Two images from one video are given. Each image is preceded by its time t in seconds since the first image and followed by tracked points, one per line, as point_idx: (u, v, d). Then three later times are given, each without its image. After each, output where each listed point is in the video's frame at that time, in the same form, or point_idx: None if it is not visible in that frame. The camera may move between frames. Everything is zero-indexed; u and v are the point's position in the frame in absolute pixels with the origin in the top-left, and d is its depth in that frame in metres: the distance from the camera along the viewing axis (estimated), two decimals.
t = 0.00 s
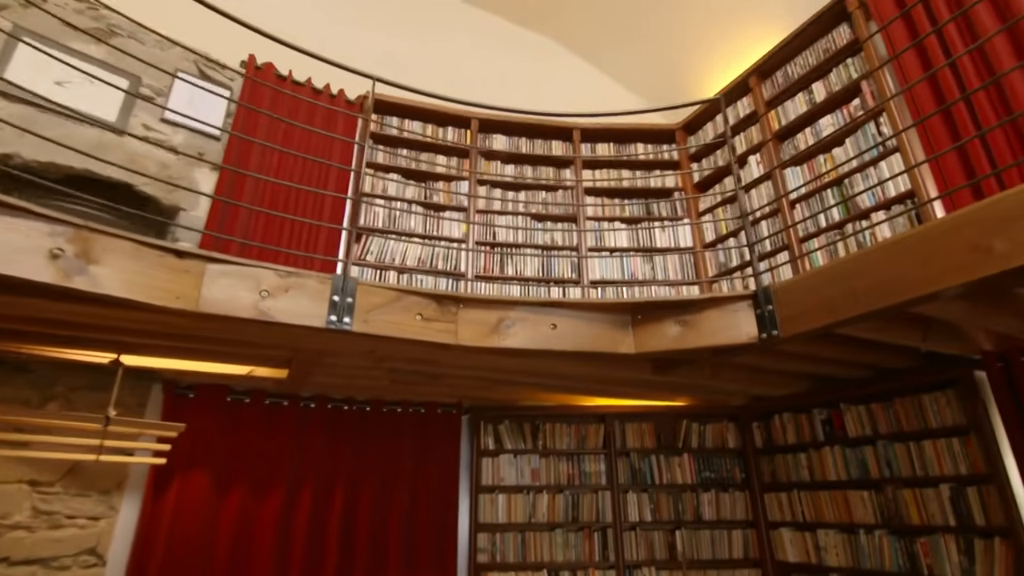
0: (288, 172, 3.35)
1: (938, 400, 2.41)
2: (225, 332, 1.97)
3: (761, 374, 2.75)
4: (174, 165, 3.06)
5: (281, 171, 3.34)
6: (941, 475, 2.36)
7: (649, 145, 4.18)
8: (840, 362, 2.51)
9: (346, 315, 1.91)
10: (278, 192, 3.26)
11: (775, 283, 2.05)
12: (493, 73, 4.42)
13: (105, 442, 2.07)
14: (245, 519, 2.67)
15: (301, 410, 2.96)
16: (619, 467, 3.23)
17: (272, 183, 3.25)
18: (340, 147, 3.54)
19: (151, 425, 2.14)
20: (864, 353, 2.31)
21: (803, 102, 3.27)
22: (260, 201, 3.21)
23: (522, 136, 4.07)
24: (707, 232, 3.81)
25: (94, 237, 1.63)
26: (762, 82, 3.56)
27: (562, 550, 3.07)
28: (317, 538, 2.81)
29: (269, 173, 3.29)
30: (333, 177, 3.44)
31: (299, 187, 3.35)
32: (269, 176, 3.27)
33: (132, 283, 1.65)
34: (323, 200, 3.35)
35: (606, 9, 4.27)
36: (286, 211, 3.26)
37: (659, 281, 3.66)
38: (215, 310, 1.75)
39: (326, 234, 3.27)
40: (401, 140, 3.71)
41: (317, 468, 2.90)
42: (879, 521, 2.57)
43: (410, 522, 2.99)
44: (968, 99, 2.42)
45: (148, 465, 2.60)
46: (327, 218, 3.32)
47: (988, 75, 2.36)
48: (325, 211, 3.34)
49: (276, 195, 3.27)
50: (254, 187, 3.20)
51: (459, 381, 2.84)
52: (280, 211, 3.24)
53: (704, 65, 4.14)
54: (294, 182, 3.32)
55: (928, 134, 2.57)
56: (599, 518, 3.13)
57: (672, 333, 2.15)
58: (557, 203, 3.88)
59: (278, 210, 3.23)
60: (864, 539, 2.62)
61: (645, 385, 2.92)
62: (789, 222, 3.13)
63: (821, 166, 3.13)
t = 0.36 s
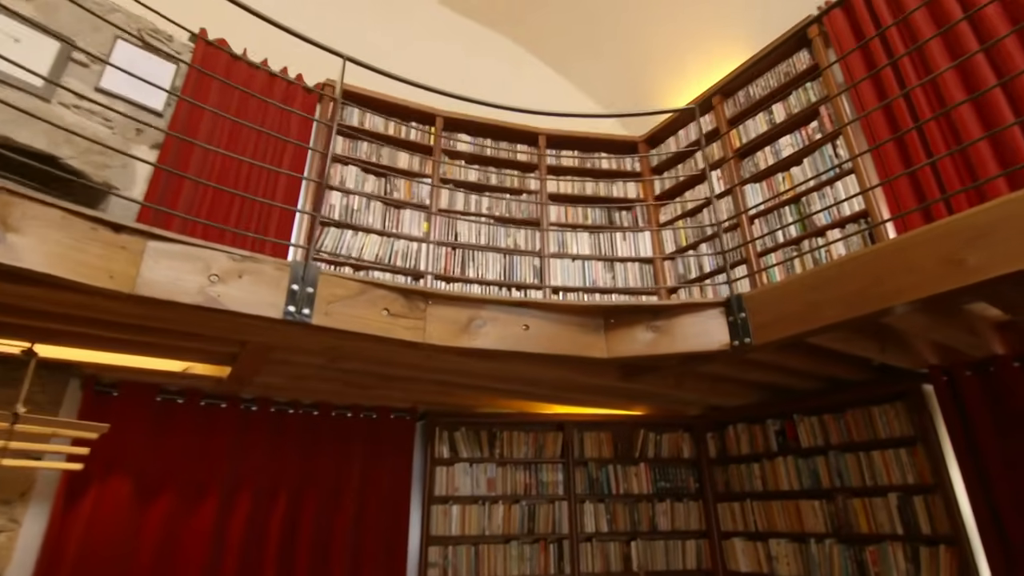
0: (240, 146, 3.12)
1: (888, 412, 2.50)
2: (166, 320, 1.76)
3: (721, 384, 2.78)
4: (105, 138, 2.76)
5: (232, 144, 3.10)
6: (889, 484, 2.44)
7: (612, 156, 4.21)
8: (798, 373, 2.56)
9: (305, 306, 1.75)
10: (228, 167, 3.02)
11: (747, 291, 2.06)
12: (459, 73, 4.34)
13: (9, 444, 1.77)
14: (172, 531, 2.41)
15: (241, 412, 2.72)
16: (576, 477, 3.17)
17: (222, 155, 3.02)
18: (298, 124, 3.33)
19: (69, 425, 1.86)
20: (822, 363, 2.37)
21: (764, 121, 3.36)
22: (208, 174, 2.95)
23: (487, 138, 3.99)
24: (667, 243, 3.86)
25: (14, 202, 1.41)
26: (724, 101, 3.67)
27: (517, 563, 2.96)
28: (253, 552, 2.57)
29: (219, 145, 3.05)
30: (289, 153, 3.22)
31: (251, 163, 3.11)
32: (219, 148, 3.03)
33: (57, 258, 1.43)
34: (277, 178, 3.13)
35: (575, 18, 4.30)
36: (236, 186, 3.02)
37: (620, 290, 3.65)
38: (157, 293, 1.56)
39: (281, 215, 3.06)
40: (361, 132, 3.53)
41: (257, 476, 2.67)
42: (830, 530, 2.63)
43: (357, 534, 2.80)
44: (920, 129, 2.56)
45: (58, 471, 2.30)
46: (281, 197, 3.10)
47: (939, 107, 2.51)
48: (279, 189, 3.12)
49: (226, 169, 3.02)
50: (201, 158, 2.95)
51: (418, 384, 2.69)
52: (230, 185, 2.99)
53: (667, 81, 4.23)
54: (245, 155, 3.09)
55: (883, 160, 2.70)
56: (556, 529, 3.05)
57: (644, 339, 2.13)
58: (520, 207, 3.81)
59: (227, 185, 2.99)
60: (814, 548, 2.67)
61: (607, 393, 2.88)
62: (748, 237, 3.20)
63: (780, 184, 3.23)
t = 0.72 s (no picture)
0: (190, 112, 2.84)
1: (837, 426, 2.57)
2: (91, 301, 1.56)
3: (678, 395, 2.79)
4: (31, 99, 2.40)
5: (181, 108, 2.82)
6: (837, 497, 2.50)
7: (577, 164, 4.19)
8: (754, 385, 2.60)
9: (254, 292, 1.59)
10: (173, 133, 2.76)
11: (715, 300, 2.05)
12: (425, 69, 4.23)
13: None
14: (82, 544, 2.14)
15: (170, 411, 2.48)
16: (529, 488, 3.08)
17: (168, 119, 2.76)
18: (256, 95, 3.08)
19: None
20: (779, 376, 2.40)
21: (725, 141, 3.45)
22: (150, 139, 2.69)
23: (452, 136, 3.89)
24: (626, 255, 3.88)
25: None
26: (687, 118, 3.74)
27: None
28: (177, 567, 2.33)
29: (165, 107, 2.78)
30: (242, 126, 2.96)
31: (201, 131, 2.85)
32: (165, 111, 2.76)
33: None
34: (228, 150, 2.88)
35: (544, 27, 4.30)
36: (181, 155, 2.75)
37: (579, 297, 3.63)
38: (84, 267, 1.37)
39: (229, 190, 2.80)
40: (320, 120, 3.36)
41: (186, 482, 2.43)
42: (778, 542, 2.66)
43: (294, 547, 2.60)
44: (872, 155, 2.67)
45: None
46: (231, 170, 2.84)
47: (891, 136, 2.63)
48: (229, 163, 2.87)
49: (172, 135, 2.77)
50: (145, 121, 2.69)
51: (370, 387, 2.54)
52: (174, 153, 2.73)
53: (631, 96, 4.29)
54: (195, 123, 2.83)
55: (836, 183, 2.81)
56: (506, 541, 2.94)
57: (611, 345, 2.09)
58: (482, 209, 3.73)
59: (171, 152, 2.72)
60: (763, 560, 2.70)
61: (565, 401, 2.82)
62: (707, 251, 3.25)
63: (738, 202, 3.31)
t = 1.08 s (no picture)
0: (134, 81, 2.62)
1: (781, 445, 2.65)
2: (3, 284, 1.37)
3: (631, 411, 2.79)
4: None
5: (122, 76, 2.59)
6: (779, 515, 2.56)
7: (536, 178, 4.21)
8: (704, 403, 2.64)
9: (198, 284, 1.45)
10: (113, 103, 2.52)
11: (676, 317, 2.06)
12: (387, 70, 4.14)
13: None
14: None
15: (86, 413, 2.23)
16: (476, 503, 2.99)
17: (109, 87, 2.51)
18: (207, 70, 2.88)
19: None
20: (730, 394, 2.45)
21: (682, 164, 3.53)
22: (88, 106, 2.44)
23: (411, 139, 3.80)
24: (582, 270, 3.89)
25: None
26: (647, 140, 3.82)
27: None
28: None
29: (107, 73, 2.54)
30: (190, 101, 2.75)
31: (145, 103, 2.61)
32: (107, 77, 2.53)
33: None
34: (173, 126, 2.66)
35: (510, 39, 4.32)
36: (121, 127, 2.51)
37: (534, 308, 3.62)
38: None
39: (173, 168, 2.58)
40: (273, 111, 3.18)
41: (100, 493, 2.18)
42: (722, 560, 2.70)
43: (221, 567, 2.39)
44: (820, 189, 2.81)
45: None
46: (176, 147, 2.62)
47: (837, 171, 2.79)
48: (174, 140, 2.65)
49: (112, 104, 2.52)
50: (82, 85, 2.44)
51: (316, 394, 2.40)
52: (113, 125, 2.49)
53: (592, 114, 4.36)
54: (138, 94, 2.60)
55: (787, 212, 2.93)
56: (451, 559, 2.83)
57: (573, 357, 2.06)
58: (441, 215, 3.65)
59: (110, 123, 2.48)
60: None
61: (519, 414, 2.77)
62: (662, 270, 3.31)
63: (693, 224, 3.39)
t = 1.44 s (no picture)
0: (76, 43, 2.41)
1: (720, 461, 2.74)
2: None
3: (579, 425, 2.81)
4: None
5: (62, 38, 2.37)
6: (716, 530, 2.64)
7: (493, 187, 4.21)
8: (650, 419, 2.70)
9: (137, 272, 1.33)
10: (48, 66, 2.30)
11: (633, 334, 2.09)
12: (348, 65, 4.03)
13: None
14: None
15: None
16: (418, 516, 2.91)
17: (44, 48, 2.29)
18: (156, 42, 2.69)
19: None
20: (676, 411, 2.52)
21: (637, 185, 3.62)
22: (17, 65, 2.21)
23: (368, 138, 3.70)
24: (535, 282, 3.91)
25: None
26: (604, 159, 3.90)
27: None
28: None
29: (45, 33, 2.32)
30: (135, 71, 2.56)
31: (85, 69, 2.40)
32: (43, 38, 2.31)
33: None
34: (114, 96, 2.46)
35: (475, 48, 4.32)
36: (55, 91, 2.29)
37: (485, 317, 3.60)
38: None
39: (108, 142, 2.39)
40: (224, 95, 3.01)
41: None
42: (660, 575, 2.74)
43: None
44: (766, 220, 2.98)
45: None
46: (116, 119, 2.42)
47: (782, 204, 2.96)
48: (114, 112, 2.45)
49: (47, 66, 2.30)
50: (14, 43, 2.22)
51: (255, 398, 2.26)
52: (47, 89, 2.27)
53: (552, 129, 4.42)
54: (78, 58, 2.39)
55: (734, 240, 3.07)
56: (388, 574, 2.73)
57: (529, 369, 2.05)
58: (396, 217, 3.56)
59: (42, 86, 2.26)
60: None
61: (467, 424, 2.72)
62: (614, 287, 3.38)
63: (645, 243, 3.46)
